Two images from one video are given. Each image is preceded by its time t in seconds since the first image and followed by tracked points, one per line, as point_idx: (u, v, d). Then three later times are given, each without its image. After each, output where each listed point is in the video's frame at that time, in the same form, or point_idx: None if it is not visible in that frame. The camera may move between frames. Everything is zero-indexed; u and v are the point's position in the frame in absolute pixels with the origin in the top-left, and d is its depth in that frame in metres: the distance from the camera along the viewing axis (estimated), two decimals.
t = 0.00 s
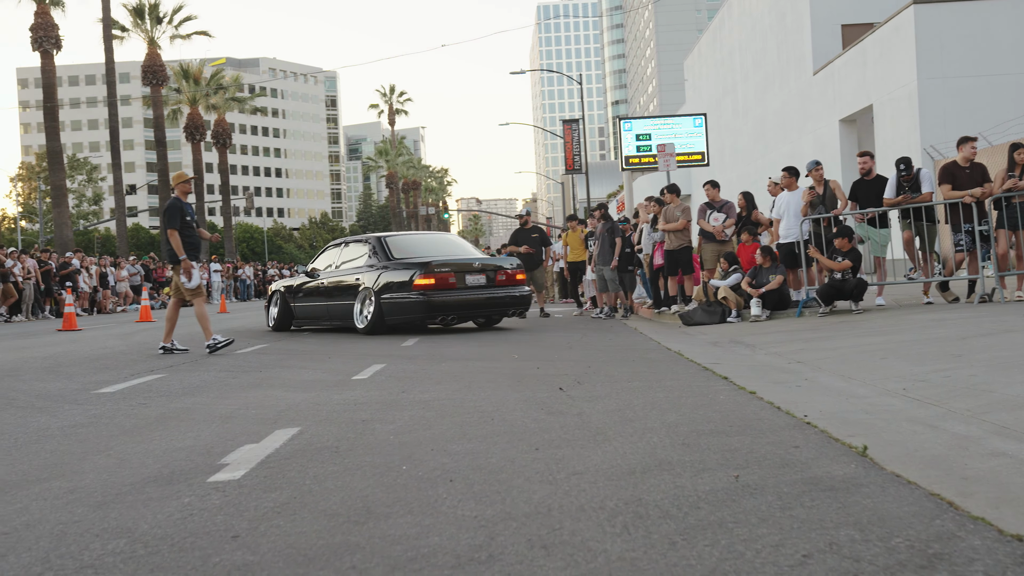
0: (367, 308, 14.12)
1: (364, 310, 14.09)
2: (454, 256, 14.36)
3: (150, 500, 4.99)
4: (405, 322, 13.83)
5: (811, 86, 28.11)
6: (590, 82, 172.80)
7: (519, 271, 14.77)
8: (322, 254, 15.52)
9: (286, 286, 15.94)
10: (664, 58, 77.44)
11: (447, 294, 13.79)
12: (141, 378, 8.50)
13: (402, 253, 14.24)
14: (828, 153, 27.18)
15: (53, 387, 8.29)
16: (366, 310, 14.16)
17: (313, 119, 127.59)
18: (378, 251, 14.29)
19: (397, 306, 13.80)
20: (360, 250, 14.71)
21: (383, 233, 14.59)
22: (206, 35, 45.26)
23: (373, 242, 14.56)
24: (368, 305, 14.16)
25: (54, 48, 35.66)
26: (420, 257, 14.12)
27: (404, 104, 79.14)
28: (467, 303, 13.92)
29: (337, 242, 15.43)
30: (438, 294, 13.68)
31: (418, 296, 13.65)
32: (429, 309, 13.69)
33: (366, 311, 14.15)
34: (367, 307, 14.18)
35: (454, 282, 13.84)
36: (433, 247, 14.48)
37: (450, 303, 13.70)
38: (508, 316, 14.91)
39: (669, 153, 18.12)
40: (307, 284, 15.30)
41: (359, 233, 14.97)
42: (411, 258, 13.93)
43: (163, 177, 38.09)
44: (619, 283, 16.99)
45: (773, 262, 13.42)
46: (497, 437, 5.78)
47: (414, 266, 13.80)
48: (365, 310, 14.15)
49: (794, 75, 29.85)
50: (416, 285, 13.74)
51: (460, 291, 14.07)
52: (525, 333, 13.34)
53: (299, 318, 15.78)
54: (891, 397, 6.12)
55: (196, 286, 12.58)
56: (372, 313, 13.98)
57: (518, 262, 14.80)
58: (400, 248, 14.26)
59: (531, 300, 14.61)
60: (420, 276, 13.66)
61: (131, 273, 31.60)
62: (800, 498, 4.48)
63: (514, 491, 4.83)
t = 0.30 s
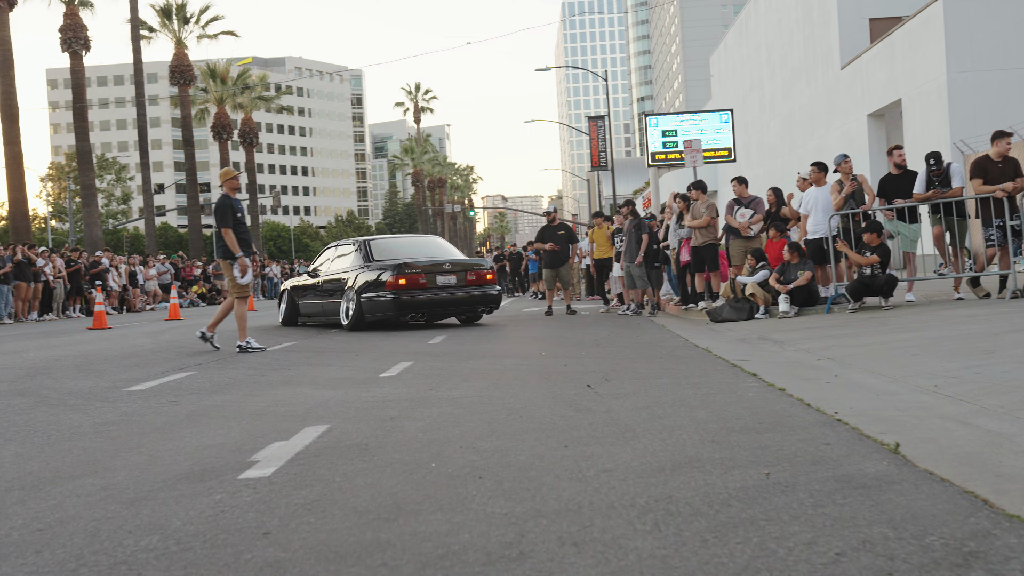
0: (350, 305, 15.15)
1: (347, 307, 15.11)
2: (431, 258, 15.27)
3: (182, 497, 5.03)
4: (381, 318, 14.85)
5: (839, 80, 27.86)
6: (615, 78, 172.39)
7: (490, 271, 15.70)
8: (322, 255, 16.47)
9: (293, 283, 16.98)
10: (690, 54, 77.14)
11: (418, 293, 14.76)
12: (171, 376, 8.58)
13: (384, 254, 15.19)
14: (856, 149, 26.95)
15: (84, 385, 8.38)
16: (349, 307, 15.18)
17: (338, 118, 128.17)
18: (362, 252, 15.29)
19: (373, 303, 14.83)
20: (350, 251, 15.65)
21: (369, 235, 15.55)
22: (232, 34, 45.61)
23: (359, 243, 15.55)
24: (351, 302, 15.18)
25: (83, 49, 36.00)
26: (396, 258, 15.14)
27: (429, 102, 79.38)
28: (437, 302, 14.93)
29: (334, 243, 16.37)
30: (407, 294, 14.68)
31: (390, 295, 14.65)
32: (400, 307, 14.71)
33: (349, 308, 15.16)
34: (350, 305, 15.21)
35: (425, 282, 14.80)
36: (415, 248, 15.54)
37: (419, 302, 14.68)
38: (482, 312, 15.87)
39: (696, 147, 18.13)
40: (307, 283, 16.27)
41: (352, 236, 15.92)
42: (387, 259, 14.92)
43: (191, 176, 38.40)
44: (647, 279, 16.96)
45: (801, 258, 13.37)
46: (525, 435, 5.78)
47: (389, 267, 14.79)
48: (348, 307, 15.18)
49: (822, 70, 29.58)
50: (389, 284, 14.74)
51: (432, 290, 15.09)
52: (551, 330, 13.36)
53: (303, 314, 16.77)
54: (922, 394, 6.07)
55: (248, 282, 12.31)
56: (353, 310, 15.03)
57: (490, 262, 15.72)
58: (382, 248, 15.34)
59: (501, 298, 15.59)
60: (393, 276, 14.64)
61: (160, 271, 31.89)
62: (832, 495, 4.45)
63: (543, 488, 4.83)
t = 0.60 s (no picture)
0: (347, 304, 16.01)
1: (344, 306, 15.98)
2: (420, 258, 15.93)
3: (218, 494, 5.08)
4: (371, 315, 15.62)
5: (871, 75, 27.65)
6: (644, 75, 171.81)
7: (477, 271, 16.25)
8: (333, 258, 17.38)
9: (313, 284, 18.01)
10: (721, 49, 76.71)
11: (403, 293, 15.43)
12: (206, 374, 8.67)
13: (378, 256, 15.96)
14: (889, 144, 26.69)
15: (120, 383, 8.49)
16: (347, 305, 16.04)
17: (368, 117, 128.72)
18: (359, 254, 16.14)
19: (363, 301, 15.60)
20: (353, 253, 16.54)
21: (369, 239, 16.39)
22: (263, 35, 45.97)
23: (360, 246, 16.41)
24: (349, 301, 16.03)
25: (116, 50, 36.38)
26: (389, 258, 15.86)
27: (459, 100, 79.58)
28: (421, 302, 15.53)
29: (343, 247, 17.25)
30: (392, 293, 15.36)
31: (377, 294, 15.37)
32: (386, 306, 15.41)
33: (347, 307, 16.03)
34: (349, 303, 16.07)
35: (409, 283, 15.44)
36: (409, 248, 16.29)
37: (403, 303, 15.35)
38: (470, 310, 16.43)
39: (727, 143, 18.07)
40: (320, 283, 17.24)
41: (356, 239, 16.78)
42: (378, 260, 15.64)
43: (223, 175, 38.69)
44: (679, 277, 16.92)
45: (834, 254, 13.19)
46: (559, 433, 5.79)
47: (377, 268, 15.50)
48: (346, 306, 16.04)
49: (854, 65, 29.37)
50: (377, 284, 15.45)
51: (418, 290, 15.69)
52: (584, 328, 13.36)
53: (322, 313, 17.77)
54: (958, 391, 6.01)
55: (295, 282, 12.40)
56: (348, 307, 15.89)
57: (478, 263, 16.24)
58: (377, 249, 16.13)
59: (483, 297, 16.16)
60: (379, 277, 15.34)
61: (193, 270, 32.18)
62: (870, 493, 4.43)
63: (577, 486, 4.84)
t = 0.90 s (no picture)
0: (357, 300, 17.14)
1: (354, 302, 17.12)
2: (423, 258, 16.98)
3: (257, 491, 5.12)
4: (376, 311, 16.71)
5: (907, 68, 27.32)
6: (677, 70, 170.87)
7: (474, 271, 17.22)
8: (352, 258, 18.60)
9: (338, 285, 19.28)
10: (755, 43, 76.08)
11: (403, 292, 16.47)
12: (242, 371, 8.74)
13: (386, 256, 17.07)
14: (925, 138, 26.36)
15: (158, 380, 8.60)
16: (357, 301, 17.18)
17: (400, 115, 129.11)
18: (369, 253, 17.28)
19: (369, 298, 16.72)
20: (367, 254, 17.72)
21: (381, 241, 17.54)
22: (297, 35, 46.32)
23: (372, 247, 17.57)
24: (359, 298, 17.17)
25: (152, 51, 36.77)
26: (395, 258, 16.96)
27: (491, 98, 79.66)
28: (420, 300, 16.59)
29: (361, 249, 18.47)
30: (392, 291, 16.41)
31: (380, 292, 16.44)
32: (389, 304, 16.47)
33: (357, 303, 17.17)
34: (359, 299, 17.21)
35: (409, 282, 16.49)
36: (416, 247, 17.37)
37: (402, 300, 16.39)
38: (468, 308, 17.43)
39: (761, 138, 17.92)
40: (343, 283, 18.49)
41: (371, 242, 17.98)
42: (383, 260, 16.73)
43: (258, 174, 38.98)
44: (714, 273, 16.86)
45: (870, 250, 13.12)
46: (595, 430, 5.78)
47: (381, 268, 16.59)
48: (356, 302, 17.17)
49: (889, 58, 29.01)
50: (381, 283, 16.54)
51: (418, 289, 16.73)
52: (618, 325, 13.32)
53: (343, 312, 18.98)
54: (1000, 388, 5.92)
55: (352, 282, 12.45)
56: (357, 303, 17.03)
57: (475, 264, 17.21)
58: (386, 249, 17.25)
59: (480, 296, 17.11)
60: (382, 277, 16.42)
61: (228, 269, 32.47)
62: (911, 491, 4.38)
63: (614, 483, 4.83)
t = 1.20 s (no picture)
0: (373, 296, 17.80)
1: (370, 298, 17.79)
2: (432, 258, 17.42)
3: (289, 490, 5.14)
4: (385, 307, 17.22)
5: (939, 62, 27.01)
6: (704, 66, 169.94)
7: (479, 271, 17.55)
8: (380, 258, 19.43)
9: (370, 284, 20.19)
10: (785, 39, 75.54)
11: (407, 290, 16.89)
12: (272, 370, 8.80)
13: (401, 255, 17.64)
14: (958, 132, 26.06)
15: (190, 379, 8.67)
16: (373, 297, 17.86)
17: (427, 114, 129.46)
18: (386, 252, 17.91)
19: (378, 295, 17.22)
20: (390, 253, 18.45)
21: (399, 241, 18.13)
22: (325, 35, 46.57)
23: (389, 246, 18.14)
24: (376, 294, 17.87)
25: (182, 53, 37.07)
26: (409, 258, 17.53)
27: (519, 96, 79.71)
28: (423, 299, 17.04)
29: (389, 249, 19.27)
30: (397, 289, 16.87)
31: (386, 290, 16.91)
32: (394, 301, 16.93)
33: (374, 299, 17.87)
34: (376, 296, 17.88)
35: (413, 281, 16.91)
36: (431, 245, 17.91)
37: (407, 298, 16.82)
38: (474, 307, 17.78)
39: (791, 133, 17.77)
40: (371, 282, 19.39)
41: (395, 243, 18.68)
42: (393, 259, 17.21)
43: (287, 174, 39.25)
44: (744, 270, 16.75)
45: (903, 246, 13.08)
46: (626, 428, 5.76)
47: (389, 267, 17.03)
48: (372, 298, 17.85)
49: (921, 52, 28.68)
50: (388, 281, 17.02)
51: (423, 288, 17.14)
52: (647, 322, 13.26)
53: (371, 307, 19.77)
54: None
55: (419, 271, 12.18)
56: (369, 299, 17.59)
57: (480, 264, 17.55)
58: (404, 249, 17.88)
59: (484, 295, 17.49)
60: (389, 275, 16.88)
61: (259, 269, 32.68)
62: (949, 490, 4.33)
63: (647, 482, 4.80)
